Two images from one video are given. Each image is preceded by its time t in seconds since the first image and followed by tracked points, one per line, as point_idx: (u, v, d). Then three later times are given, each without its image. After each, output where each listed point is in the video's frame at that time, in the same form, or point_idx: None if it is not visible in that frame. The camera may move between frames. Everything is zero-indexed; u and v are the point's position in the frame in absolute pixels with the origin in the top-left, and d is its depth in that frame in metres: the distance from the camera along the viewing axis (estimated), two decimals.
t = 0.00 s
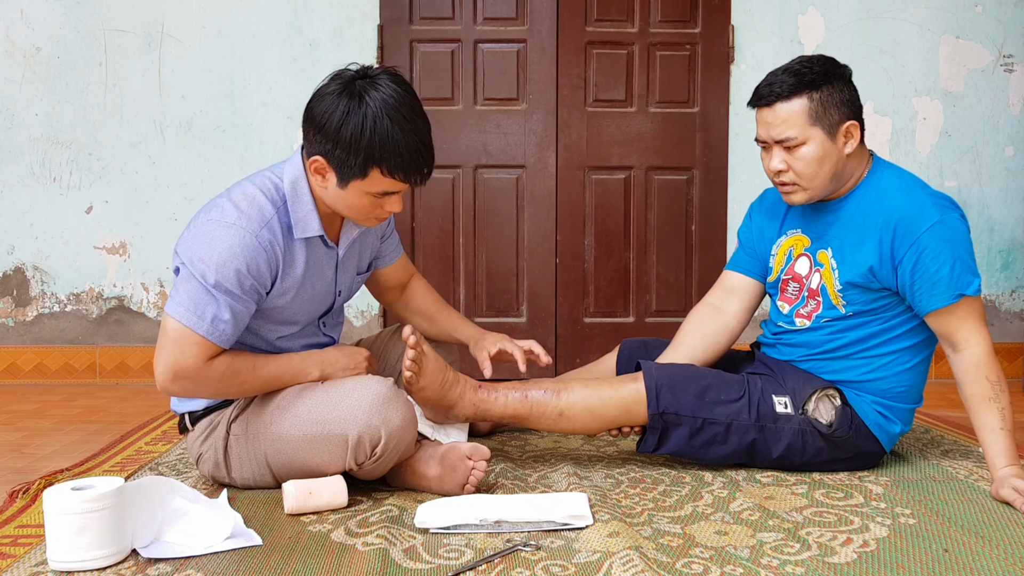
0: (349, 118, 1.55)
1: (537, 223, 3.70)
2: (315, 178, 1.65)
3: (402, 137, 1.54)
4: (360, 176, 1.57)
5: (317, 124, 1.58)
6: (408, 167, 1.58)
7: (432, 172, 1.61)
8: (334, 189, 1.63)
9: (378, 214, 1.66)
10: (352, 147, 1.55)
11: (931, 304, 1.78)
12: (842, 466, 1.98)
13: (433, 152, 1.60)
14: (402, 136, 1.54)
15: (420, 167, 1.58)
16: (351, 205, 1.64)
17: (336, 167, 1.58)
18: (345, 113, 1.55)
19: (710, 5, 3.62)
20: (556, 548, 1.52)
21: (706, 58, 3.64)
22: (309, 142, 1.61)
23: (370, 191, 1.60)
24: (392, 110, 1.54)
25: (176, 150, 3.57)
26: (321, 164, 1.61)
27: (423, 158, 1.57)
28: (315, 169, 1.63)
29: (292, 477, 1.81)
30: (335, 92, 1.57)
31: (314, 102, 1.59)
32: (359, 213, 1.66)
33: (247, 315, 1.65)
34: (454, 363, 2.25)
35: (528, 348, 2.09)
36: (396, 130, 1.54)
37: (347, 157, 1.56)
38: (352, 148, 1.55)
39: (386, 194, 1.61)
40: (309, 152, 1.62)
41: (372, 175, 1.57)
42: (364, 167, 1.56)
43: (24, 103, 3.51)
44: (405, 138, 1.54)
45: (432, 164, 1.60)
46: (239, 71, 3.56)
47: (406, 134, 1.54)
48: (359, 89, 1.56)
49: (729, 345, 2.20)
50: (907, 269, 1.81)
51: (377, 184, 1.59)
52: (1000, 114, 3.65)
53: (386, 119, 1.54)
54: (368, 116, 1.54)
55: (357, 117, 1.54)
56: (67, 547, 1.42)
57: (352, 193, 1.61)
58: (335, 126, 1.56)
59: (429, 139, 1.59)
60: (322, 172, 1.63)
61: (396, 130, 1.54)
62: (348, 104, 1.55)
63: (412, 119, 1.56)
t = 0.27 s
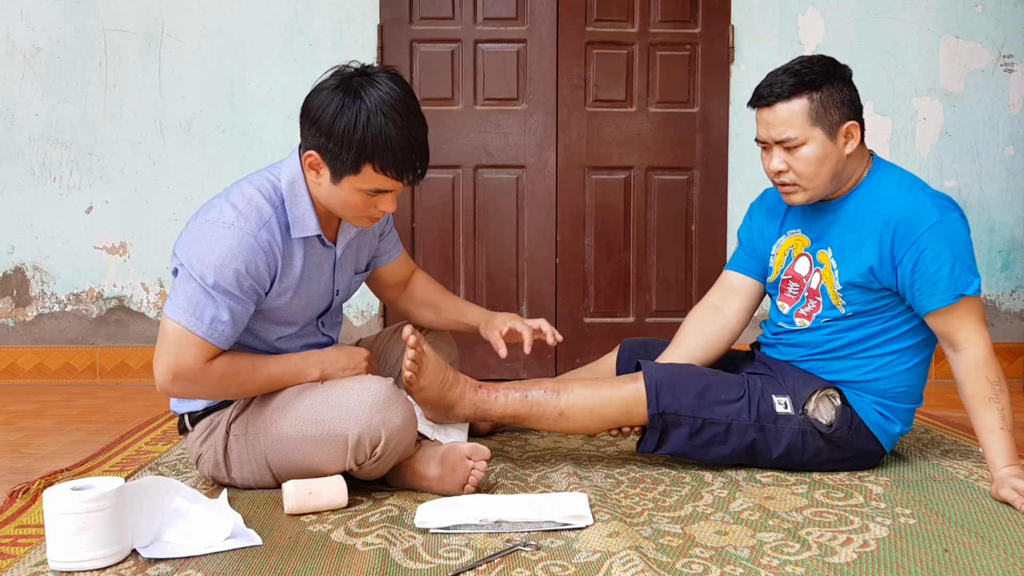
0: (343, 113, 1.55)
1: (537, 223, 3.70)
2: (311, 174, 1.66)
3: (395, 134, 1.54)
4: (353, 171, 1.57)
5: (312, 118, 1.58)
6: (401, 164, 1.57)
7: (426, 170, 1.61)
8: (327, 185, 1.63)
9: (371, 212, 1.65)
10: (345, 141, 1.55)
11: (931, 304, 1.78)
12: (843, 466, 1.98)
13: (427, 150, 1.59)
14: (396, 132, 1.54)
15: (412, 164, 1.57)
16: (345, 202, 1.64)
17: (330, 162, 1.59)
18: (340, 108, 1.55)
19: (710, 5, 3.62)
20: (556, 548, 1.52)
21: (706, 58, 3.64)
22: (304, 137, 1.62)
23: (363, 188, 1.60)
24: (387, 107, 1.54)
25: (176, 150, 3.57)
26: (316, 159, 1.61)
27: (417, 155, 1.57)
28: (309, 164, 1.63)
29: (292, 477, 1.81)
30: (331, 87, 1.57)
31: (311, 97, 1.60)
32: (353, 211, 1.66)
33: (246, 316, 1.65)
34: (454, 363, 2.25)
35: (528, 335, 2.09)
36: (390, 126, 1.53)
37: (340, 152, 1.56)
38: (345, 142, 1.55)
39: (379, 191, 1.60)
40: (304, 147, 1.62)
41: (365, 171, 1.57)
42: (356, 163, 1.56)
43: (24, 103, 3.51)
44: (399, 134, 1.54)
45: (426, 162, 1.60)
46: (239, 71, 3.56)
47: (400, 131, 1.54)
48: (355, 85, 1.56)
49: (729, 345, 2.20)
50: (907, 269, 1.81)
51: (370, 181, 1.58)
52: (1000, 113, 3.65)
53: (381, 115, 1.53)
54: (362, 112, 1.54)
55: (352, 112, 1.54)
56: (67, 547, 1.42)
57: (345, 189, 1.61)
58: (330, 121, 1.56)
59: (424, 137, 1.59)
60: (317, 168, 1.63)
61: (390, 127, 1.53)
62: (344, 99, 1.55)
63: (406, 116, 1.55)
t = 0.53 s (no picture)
0: (341, 114, 1.55)
1: (537, 223, 3.70)
2: (308, 175, 1.66)
3: (393, 134, 1.53)
4: (350, 172, 1.57)
5: (310, 119, 1.58)
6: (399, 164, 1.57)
7: (423, 170, 1.61)
8: (325, 186, 1.63)
9: (370, 212, 1.65)
10: (343, 142, 1.54)
11: (931, 304, 1.78)
12: (843, 466, 1.98)
13: (424, 150, 1.59)
14: (394, 132, 1.54)
15: (410, 164, 1.57)
16: (343, 204, 1.64)
17: (327, 162, 1.58)
18: (337, 109, 1.55)
19: (710, 5, 3.62)
20: (556, 548, 1.52)
21: (706, 58, 3.64)
22: (302, 138, 1.61)
23: (361, 188, 1.60)
24: (384, 107, 1.54)
25: (176, 150, 3.57)
26: (314, 160, 1.61)
27: (414, 156, 1.57)
28: (308, 165, 1.63)
29: (292, 478, 1.81)
30: (328, 88, 1.57)
31: (308, 98, 1.60)
32: (351, 211, 1.66)
33: (244, 317, 1.66)
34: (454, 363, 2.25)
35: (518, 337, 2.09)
36: (387, 126, 1.53)
37: (338, 152, 1.56)
38: (342, 143, 1.55)
39: (377, 191, 1.60)
40: (303, 148, 1.62)
41: (363, 171, 1.57)
42: (354, 163, 1.56)
43: (24, 103, 3.51)
44: (397, 134, 1.54)
45: (424, 162, 1.60)
46: (239, 71, 3.56)
47: (397, 131, 1.54)
48: (352, 85, 1.56)
49: (729, 345, 2.20)
50: (907, 270, 1.81)
51: (368, 181, 1.58)
52: (1000, 113, 3.65)
53: (378, 116, 1.54)
54: (360, 113, 1.54)
55: (349, 113, 1.54)
56: (67, 547, 1.42)
57: (343, 190, 1.61)
58: (327, 122, 1.56)
59: (422, 137, 1.59)
60: (315, 169, 1.63)
61: (387, 127, 1.53)
62: (341, 100, 1.55)
63: (403, 116, 1.55)
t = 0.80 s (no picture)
0: (338, 112, 1.55)
1: (537, 223, 3.70)
2: (307, 175, 1.66)
3: (390, 130, 1.53)
4: (348, 170, 1.57)
5: (307, 118, 1.58)
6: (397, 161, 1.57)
7: (422, 166, 1.61)
8: (324, 185, 1.63)
9: (370, 211, 1.65)
10: (340, 140, 1.54)
11: (931, 304, 1.78)
12: (843, 466, 1.98)
13: (423, 146, 1.59)
14: (391, 128, 1.54)
15: (408, 161, 1.57)
16: (343, 203, 1.64)
17: (326, 161, 1.58)
18: (334, 107, 1.55)
19: (710, 5, 3.62)
20: (556, 548, 1.52)
21: (706, 58, 3.64)
22: (300, 137, 1.62)
23: (361, 186, 1.59)
24: (381, 104, 1.54)
25: (176, 150, 3.57)
26: (312, 159, 1.61)
27: (412, 152, 1.57)
28: (306, 165, 1.63)
29: (292, 478, 1.81)
30: (325, 86, 1.57)
31: (305, 97, 1.60)
32: (350, 210, 1.65)
33: (243, 317, 1.66)
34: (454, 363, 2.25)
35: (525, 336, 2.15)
36: (384, 123, 1.53)
37: (336, 150, 1.56)
38: (340, 140, 1.55)
39: (376, 188, 1.60)
40: (301, 147, 1.63)
41: (361, 169, 1.57)
42: (352, 161, 1.56)
43: (24, 103, 3.51)
44: (394, 131, 1.54)
45: (422, 158, 1.60)
46: (239, 71, 3.56)
47: (395, 127, 1.54)
48: (348, 83, 1.56)
49: (729, 345, 2.20)
50: (906, 270, 1.81)
51: (366, 179, 1.58)
52: (1000, 113, 3.65)
53: (375, 113, 1.54)
54: (357, 110, 1.54)
55: (346, 110, 1.54)
56: (67, 547, 1.42)
57: (342, 188, 1.61)
58: (325, 120, 1.56)
59: (419, 133, 1.59)
60: (314, 168, 1.63)
61: (384, 124, 1.53)
62: (338, 98, 1.56)
63: (400, 113, 1.55)
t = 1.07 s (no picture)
0: (341, 109, 1.55)
1: (537, 223, 3.70)
2: (307, 171, 1.65)
3: (393, 128, 1.54)
4: (351, 167, 1.57)
5: (309, 115, 1.58)
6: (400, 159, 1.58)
7: (424, 165, 1.61)
8: (325, 182, 1.63)
9: (370, 208, 1.65)
10: (344, 137, 1.54)
11: (931, 305, 1.78)
12: (843, 466, 1.98)
13: (424, 145, 1.60)
14: (395, 127, 1.54)
15: (411, 159, 1.57)
16: (343, 199, 1.64)
17: (328, 159, 1.58)
18: (337, 104, 1.55)
19: (710, 5, 3.62)
20: (555, 548, 1.52)
21: (706, 58, 3.64)
22: (301, 134, 1.61)
23: (362, 183, 1.59)
24: (385, 102, 1.54)
25: (176, 150, 3.57)
26: (314, 155, 1.61)
27: (415, 150, 1.57)
28: (307, 161, 1.62)
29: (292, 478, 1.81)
30: (327, 84, 1.57)
31: (307, 94, 1.59)
32: (350, 207, 1.65)
33: (245, 312, 1.66)
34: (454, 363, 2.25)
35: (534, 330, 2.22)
36: (388, 121, 1.54)
37: (339, 148, 1.55)
38: (344, 138, 1.54)
39: (377, 185, 1.60)
40: (302, 144, 1.62)
41: (364, 166, 1.57)
42: (355, 159, 1.55)
43: (24, 102, 3.51)
44: (398, 129, 1.54)
45: (424, 157, 1.60)
46: (239, 71, 3.56)
47: (398, 125, 1.54)
48: (351, 80, 1.56)
49: (729, 345, 2.20)
50: (907, 270, 1.81)
51: (368, 176, 1.58)
52: (999, 113, 3.65)
53: (379, 111, 1.54)
54: (360, 107, 1.54)
55: (349, 108, 1.54)
56: (67, 547, 1.42)
57: (343, 185, 1.61)
58: (328, 117, 1.55)
59: (421, 132, 1.59)
60: (315, 165, 1.62)
61: (388, 122, 1.54)
62: (341, 96, 1.55)
63: (403, 111, 1.56)
